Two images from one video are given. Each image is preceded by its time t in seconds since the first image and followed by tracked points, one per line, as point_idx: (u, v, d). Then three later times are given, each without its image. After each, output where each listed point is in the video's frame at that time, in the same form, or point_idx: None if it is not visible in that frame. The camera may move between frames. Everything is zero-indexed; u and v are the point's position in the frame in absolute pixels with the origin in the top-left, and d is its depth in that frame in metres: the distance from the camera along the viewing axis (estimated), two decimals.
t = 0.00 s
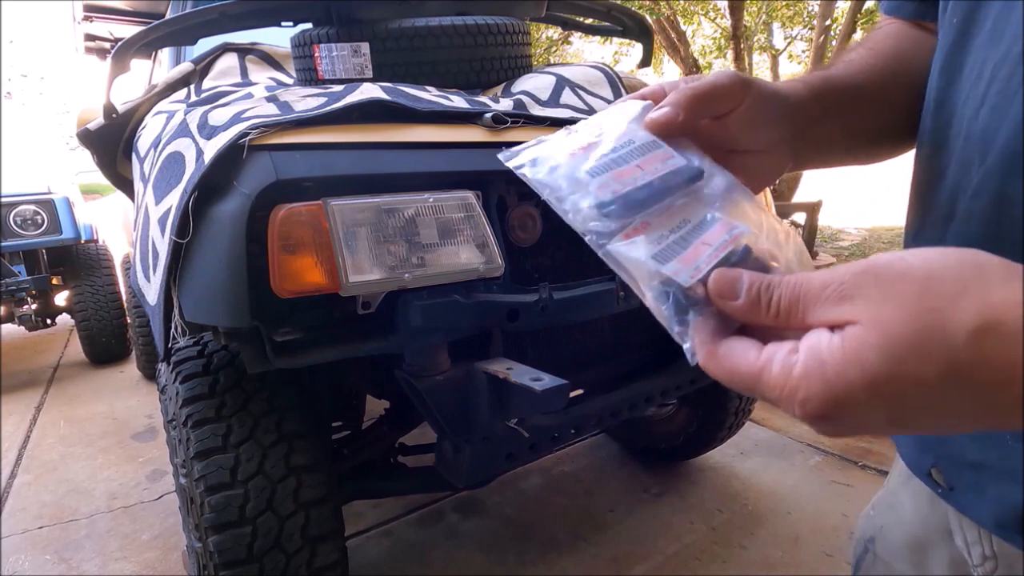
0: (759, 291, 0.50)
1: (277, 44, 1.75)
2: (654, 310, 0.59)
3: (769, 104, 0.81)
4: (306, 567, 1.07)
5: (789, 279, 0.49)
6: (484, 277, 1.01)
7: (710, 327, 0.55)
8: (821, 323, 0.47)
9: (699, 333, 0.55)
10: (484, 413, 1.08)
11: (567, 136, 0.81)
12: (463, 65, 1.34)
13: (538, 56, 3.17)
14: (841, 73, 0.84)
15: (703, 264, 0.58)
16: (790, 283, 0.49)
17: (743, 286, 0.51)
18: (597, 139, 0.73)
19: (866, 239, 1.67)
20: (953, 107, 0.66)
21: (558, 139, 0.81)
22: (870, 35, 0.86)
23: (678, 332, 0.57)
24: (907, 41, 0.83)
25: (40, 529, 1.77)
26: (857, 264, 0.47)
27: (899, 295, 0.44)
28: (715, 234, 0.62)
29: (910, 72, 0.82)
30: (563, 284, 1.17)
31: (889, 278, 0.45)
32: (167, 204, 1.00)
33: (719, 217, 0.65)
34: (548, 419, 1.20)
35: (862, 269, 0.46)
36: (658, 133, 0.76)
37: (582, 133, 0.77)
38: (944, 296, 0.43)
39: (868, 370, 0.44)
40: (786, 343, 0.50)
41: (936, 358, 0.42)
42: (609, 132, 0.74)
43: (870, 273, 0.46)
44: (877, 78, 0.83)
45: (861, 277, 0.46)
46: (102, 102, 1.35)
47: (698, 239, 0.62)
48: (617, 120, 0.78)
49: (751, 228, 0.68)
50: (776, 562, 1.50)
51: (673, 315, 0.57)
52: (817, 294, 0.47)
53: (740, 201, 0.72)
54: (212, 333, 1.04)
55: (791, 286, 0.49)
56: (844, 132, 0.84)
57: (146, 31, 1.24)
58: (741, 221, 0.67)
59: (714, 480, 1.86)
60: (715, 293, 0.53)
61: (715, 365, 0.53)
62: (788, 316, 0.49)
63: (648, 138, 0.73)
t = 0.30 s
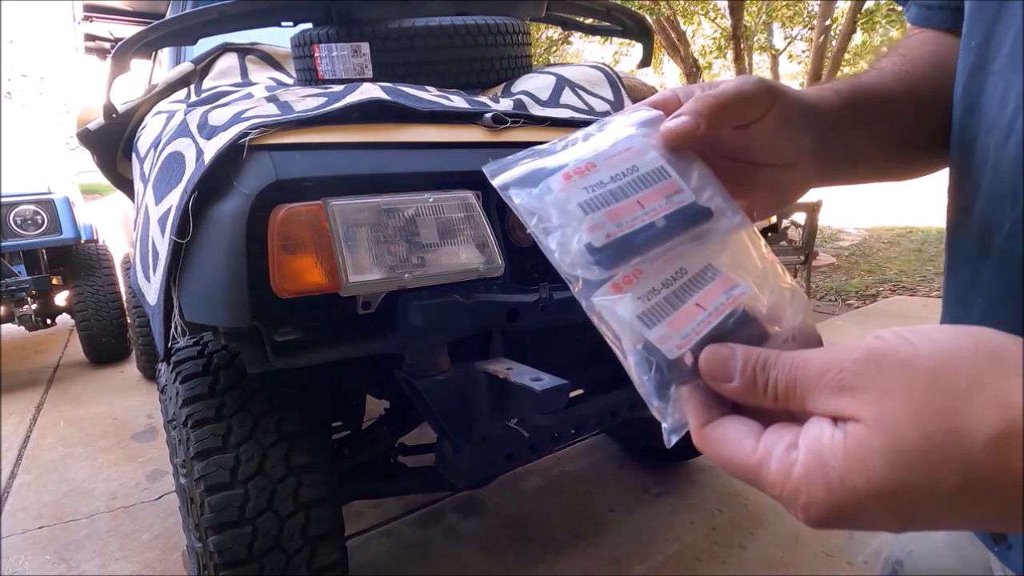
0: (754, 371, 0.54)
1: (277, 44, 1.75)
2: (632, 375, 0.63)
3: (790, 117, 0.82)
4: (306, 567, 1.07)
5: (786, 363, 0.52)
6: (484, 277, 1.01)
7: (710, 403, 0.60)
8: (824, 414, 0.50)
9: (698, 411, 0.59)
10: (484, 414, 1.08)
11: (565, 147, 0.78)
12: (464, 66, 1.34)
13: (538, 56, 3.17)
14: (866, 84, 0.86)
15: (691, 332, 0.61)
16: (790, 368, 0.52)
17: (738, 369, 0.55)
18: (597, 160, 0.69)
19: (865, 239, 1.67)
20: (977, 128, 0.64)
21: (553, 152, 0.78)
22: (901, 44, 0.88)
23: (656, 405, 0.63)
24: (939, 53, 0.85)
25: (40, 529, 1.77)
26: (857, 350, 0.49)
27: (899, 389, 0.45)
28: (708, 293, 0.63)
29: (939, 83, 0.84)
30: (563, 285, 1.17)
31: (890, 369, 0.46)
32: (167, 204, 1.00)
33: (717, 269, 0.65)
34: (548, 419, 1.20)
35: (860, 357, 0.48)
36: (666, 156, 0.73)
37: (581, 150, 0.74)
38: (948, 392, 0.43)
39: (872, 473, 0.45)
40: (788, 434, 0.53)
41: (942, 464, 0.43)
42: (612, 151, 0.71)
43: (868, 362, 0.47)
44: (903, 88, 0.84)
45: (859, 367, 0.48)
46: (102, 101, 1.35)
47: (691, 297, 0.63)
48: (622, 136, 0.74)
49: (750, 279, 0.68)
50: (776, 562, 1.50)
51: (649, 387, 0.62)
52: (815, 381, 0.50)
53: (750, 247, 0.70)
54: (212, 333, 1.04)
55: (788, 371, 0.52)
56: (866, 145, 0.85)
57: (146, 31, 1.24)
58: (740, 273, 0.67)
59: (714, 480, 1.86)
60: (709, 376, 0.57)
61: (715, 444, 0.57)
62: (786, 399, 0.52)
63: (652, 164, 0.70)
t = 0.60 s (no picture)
0: (743, 416, 0.54)
1: (277, 44, 1.75)
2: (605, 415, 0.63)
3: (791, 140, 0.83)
4: (306, 567, 1.07)
5: (776, 409, 0.53)
6: (484, 277, 1.01)
7: (700, 445, 0.61)
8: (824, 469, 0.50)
9: (686, 454, 0.61)
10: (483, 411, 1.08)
11: (541, 170, 0.75)
12: (464, 66, 1.35)
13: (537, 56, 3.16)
14: (872, 106, 0.87)
15: (668, 365, 0.59)
16: (782, 416, 0.52)
17: (726, 416, 0.55)
18: (570, 184, 0.67)
19: (865, 239, 1.67)
20: (1003, 168, 0.57)
21: (526, 176, 0.75)
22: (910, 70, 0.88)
23: (631, 447, 0.64)
24: (949, 77, 0.84)
25: (40, 529, 1.77)
26: (854, 399, 0.49)
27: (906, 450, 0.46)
28: (688, 322, 0.60)
29: (950, 105, 0.84)
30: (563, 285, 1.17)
31: (893, 425, 0.46)
32: (167, 204, 1.00)
33: (699, 294, 0.62)
34: (547, 419, 1.20)
35: (858, 410, 0.48)
36: (646, 176, 0.70)
37: (554, 173, 0.71)
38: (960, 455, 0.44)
39: (879, 543, 0.46)
40: (785, 495, 0.53)
41: (956, 533, 0.44)
42: (587, 173, 0.68)
43: (868, 416, 0.48)
44: (910, 113, 0.85)
45: (858, 421, 0.48)
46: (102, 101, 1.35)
47: (670, 326, 0.60)
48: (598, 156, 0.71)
49: (737, 303, 0.64)
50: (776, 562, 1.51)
51: (624, 427, 0.63)
52: (809, 433, 0.51)
53: (738, 268, 0.67)
54: (212, 333, 1.04)
55: (778, 419, 0.52)
56: (873, 169, 0.87)
57: (146, 31, 1.24)
58: (725, 297, 0.64)
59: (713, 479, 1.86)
60: (694, 421, 0.58)
61: (708, 493, 0.58)
62: (778, 447, 0.53)
63: (629, 185, 0.67)
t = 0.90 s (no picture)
0: (697, 456, 0.53)
1: (277, 44, 1.75)
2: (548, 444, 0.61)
3: (767, 153, 0.84)
4: (306, 567, 1.07)
5: (729, 447, 0.51)
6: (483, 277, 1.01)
7: (645, 478, 0.59)
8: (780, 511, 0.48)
9: (635, 489, 0.59)
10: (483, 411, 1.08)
11: (499, 181, 0.74)
12: (464, 66, 1.35)
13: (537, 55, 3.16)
14: (858, 119, 0.88)
15: (616, 393, 0.57)
16: (736, 454, 0.51)
17: (679, 452, 0.54)
18: (526, 201, 0.67)
19: (866, 239, 1.67)
20: (1009, 183, 0.57)
21: (483, 188, 0.74)
22: (900, 83, 0.88)
23: (573, 479, 0.62)
24: (940, 89, 0.84)
25: (40, 529, 1.77)
26: (808, 439, 0.48)
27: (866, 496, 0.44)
28: (639, 346, 0.59)
29: (942, 117, 0.84)
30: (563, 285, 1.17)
31: (852, 469, 0.45)
32: (167, 204, 1.00)
33: (653, 316, 0.61)
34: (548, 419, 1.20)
35: (813, 451, 0.47)
36: (604, 193, 0.70)
37: (512, 187, 0.70)
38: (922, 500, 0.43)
39: None
40: (738, 536, 0.51)
41: None
42: (545, 189, 0.68)
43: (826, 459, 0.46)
44: (900, 125, 0.86)
45: (814, 464, 0.46)
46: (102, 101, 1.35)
47: (621, 350, 0.59)
48: (557, 171, 0.71)
49: (692, 327, 0.64)
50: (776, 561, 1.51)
51: (567, 455, 0.61)
52: (764, 474, 0.49)
53: (695, 289, 0.67)
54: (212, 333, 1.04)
55: (732, 458, 0.51)
56: (858, 183, 0.88)
57: (146, 31, 1.24)
58: (679, 319, 0.63)
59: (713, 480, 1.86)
60: (648, 457, 0.56)
61: (659, 529, 0.56)
62: (733, 487, 0.51)
63: (584, 202, 0.67)
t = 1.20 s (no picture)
0: (655, 457, 0.54)
1: (277, 44, 1.75)
2: (493, 439, 0.61)
3: (738, 144, 0.84)
4: (306, 567, 1.07)
5: (687, 451, 0.52)
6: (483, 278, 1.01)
7: (597, 477, 0.59)
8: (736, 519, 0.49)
9: (588, 491, 0.59)
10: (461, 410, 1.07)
11: (455, 163, 0.74)
12: (464, 66, 1.35)
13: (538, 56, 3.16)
14: (842, 108, 0.87)
15: (567, 389, 0.58)
16: (693, 457, 0.51)
17: (640, 454, 0.55)
18: (482, 184, 0.66)
19: (866, 239, 1.68)
20: (990, 177, 0.58)
21: (438, 169, 0.74)
22: (881, 75, 0.89)
23: (519, 479, 0.62)
24: (921, 82, 0.84)
25: (40, 528, 1.77)
26: (767, 446, 0.48)
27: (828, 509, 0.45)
28: (595, 339, 0.59)
29: (921, 109, 0.84)
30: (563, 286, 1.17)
31: (815, 482, 0.46)
32: (167, 204, 1.00)
33: (611, 307, 0.62)
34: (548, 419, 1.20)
35: (772, 460, 0.47)
36: (567, 179, 0.69)
37: (469, 169, 0.69)
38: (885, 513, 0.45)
39: None
40: (692, 547, 0.51)
41: None
42: (504, 172, 0.67)
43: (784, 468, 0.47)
44: (879, 115, 0.85)
45: (773, 473, 0.47)
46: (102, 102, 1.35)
47: (575, 343, 0.59)
48: (517, 154, 0.70)
49: (651, 322, 0.64)
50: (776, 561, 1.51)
51: (513, 453, 0.61)
52: (721, 482, 0.50)
53: (659, 281, 0.68)
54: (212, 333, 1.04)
55: (689, 463, 0.52)
56: (841, 174, 0.87)
57: (147, 31, 1.24)
58: (636, 309, 0.64)
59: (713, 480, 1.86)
60: (610, 459, 0.57)
61: (610, 538, 0.56)
62: (690, 491, 0.52)
63: (544, 185, 0.66)
